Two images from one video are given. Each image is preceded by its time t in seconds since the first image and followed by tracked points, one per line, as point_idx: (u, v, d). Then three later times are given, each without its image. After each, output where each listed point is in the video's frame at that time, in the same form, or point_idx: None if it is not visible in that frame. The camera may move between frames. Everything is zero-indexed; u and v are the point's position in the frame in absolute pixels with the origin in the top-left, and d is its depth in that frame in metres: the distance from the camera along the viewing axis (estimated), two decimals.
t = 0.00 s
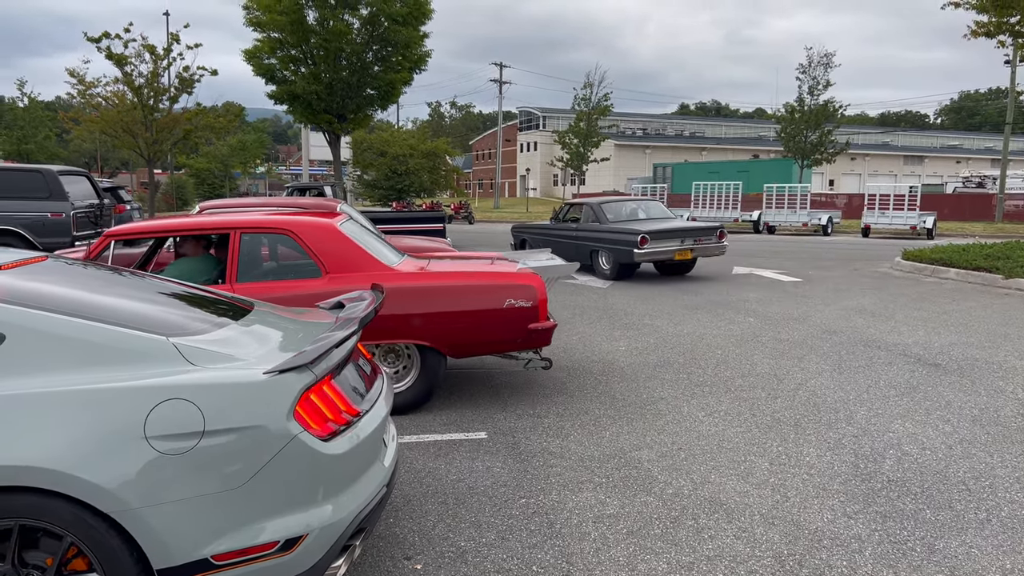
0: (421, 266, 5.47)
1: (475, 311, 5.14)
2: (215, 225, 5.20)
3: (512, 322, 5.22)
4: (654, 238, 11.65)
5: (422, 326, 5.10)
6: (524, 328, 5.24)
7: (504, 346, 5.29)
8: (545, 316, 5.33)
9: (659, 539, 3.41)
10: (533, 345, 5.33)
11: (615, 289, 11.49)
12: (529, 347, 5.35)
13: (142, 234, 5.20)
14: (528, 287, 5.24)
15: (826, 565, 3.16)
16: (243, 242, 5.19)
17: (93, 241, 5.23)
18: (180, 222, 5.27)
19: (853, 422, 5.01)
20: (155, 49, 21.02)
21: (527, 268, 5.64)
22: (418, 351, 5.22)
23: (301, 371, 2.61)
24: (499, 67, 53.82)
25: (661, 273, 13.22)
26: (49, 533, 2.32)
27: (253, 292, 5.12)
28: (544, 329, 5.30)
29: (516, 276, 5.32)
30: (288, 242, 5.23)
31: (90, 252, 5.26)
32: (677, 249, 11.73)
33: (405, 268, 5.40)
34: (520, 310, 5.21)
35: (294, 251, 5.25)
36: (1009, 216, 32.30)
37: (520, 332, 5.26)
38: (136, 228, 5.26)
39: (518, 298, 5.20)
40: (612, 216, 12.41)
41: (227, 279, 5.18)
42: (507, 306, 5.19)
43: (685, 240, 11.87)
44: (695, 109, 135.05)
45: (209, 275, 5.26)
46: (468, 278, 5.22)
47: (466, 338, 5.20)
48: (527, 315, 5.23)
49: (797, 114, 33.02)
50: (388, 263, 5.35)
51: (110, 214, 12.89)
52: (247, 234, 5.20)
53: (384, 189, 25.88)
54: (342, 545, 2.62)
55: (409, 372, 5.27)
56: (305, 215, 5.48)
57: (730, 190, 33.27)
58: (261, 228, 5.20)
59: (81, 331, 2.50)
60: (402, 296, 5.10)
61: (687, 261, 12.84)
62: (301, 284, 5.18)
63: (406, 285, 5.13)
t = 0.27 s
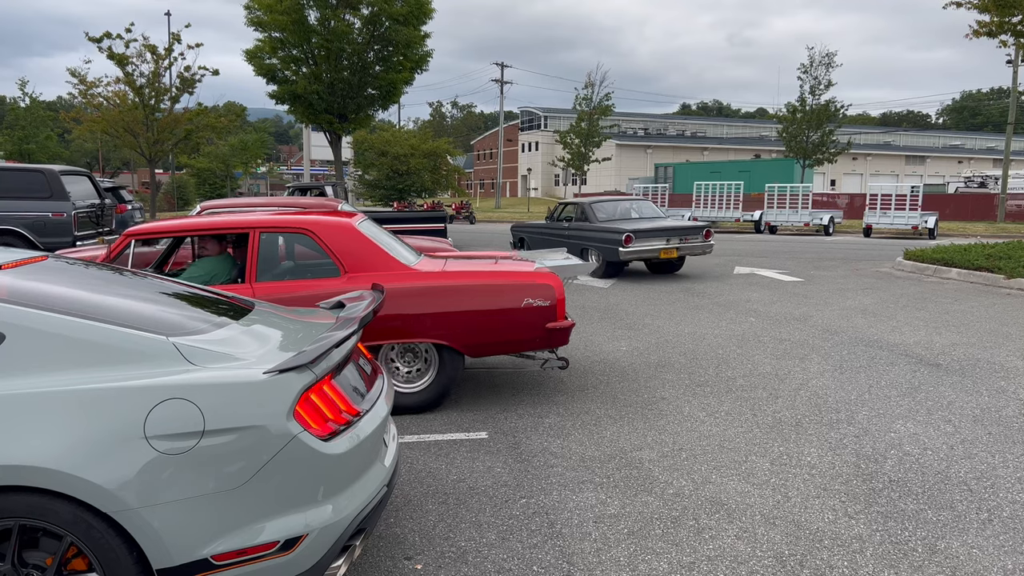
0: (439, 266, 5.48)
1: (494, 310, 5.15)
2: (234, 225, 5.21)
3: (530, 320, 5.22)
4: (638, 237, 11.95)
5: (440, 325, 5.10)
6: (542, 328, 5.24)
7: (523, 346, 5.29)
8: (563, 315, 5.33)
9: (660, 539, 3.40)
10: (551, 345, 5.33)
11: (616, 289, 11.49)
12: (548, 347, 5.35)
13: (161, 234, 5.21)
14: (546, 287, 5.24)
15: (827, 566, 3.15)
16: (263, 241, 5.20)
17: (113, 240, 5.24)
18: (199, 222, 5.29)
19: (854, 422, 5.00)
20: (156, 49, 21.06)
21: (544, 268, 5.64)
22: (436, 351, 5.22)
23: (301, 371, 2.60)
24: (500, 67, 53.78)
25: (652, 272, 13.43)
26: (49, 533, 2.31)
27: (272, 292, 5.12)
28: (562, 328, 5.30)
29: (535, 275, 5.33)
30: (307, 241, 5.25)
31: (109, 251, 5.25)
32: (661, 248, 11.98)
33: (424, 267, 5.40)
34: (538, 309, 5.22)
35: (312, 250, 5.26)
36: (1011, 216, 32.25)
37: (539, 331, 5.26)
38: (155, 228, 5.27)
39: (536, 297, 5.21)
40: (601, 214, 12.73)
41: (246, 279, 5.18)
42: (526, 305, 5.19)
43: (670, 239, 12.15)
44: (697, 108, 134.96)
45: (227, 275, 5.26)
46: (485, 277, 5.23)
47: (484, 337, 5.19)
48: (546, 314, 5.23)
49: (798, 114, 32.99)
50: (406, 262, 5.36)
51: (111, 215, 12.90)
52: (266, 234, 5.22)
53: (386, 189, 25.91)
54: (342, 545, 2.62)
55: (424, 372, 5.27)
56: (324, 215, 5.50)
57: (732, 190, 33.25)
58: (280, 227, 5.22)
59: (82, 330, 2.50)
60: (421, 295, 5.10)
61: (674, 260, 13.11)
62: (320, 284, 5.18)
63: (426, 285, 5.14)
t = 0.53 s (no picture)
0: (457, 267, 5.48)
1: (513, 310, 5.13)
2: (255, 225, 5.22)
3: (549, 321, 5.20)
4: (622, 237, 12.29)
5: (459, 325, 5.08)
6: (561, 328, 5.23)
7: (542, 346, 5.27)
8: (582, 316, 5.31)
9: (658, 540, 3.40)
10: (570, 345, 5.31)
11: (615, 289, 11.50)
12: (566, 348, 5.33)
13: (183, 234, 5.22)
14: (565, 287, 5.23)
15: (825, 567, 3.15)
16: (283, 241, 5.22)
17: (135, 240, 5.24)
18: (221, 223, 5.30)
19: (852, 423, 5.00)
20: (155, 50, 21.07)
21: (562, 269, 5.64)
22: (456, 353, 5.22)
23: (299, 373, 2.60)
24: (499, 68, 53.73)
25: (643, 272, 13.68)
26: (45, 534, 2.31)
27: (292, 291, 5.11)
28: (581, 329, 5.29)
29: (553, 275, 5.32)
30: (327, 242, 5.26)
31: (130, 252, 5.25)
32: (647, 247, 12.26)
33: (442, 268, 5.40)
34: (557, 309, 5.20)
35: (332, 251, 5.27)
36: (1010, 216, 32.24)
37: (557, 331, 5.24)
38: (177, 228, 5.28)
39: (555, 297, 5.20)
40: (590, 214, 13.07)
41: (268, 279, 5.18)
42: (545, 306, 5.18)
43: (653, 238, 12.45)
44: (695, 110, 134.97)
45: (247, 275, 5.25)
46: (504, 277, 5.23)
47: (504, 337, 5.17)
48: (565, 315, 5.22)
49: (797, 115, 32.99)
50: (425, 263, 5.36)
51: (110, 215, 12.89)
52: (287, 234, 5.24)
53: (385, 190, 25.91)
54: (340, 546, 2.62)
55: (443, 373, 5.28)
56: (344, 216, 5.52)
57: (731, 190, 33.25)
58: (301, 228, 5.24)
59: (79, 331, 2.50)
60: (440, 295, 5.09)
61: (660, 259, 13.39)
62: (340, 284, 5.18)
63: (444, 285, 5.14)
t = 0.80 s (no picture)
0: (478, 267, 5.48)
1: (536, 309, 5.13)
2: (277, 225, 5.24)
3: (570, 320, 5.21)
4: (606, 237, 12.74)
5: (482, 324, 5.07)
6: (582, 327, 5.24)
7: (563, 345, 5.28)
8: (602, 314, 5.32)
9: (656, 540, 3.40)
10: (590, 345, 5.32)
11: (612, 289, 11.51)
12: (587, 347, 5.34)
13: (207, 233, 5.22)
14: (586, 286, 5.24)
15: (823, 567, 3.15)
16: (305, 241, 5.23)
17: (158, 240, 5.22)
18: (243, 223, 5.31)
19: (850, 423, 5.00)
20: (153, 49, 21.03)
21: (581, 268, 5.65)
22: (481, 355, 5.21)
23: (296, 372, 2.60)
24: (497, 67, 53.63)
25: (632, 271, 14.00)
26: (41, 535, 2.30)
27: (314, 291, 5.12)
28: (603, 328, 5.29)
29: (574, 274, 5.33)
30: (349, 241, 5.27)
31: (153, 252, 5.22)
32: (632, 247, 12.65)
33: (463, 267, 5.40)
34: (579, 308, 5.21)
35: (354, 250, 5.28)
36: (1008, 216, 32.29)
37: (578, 330, 5.25)
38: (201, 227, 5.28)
39: (576, 296, 5.20)
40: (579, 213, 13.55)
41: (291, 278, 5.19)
42: (566, 305, 5.18)
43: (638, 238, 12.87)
44: (693, 110, 135.06)
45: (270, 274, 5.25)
46: (526, 276, 5.23)
47: (525, 336, 5.17)
48: (586, 314, 5.22)
49: (796, 115, 33.02)
50: (447, 262, 5.36)
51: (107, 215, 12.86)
52: (309, 233, 5.25)
53: (383, 190, 25.87)
54: (338, 546, 2.61)
55: (463, 375, 5.27)
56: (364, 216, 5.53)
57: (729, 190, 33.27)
58: (323, 227, 5.26)
59: (76, 331, 2.49)
60: (463, 294, 5.08)
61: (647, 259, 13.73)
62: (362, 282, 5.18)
63: (467, 284, 5.12)
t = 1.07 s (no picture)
0: (500, 267, 5.48)
1: (559, 309, 5.14)
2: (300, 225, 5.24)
3: (592, 319, 5.21)
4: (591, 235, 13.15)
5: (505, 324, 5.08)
6: (604, 327, 5.23)
7: (586, 345, 5.27)
8: (624, 314, 5.32)
9: (653, 540, 3.41)
10: (612, 345, 5.32)
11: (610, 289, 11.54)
12: (609, 346, 5.33)
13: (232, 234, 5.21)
14: (608, 287, 5.24)
15: (819, 566, 3.16)
16: (329, 241, 5.23)
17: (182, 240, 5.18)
18: (267, 223, 5.30)
19: (847, 423, 5.01)
20: (150, 50, 21.01)
21: (601, 268, 5.64)
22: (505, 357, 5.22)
23: (293, 373, 2.60)
24: (494, 67, 53.59)
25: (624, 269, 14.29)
26: (38, 535, 2.30)
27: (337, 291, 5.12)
28: (625, 328, 5.29)
29: (596, 274, 5.33)
30: (372, 241, 5.28)
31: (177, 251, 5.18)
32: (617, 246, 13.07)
33: (485, 267, 5.40)
34: (601, 308, 5.21)
35: (377, 250, 5.28)
36: (1005, 217, 32.35)
37: (601, 330, 5.25)
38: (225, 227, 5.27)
39: (598, 296, 5.20)
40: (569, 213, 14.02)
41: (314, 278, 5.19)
42: (589, 305, 5.19)
43: (624, 237, 13.29)
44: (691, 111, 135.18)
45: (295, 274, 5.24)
46: (549, 276, 5.23)
47: (548, 336, 5.18)
48: (608, 314, 5.22)
49: (793, 115, 33.06)
50: (469, 262, 5.37)
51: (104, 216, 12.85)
52: (333, 234, 5.25)
53: (381, 190, 25.88)
54: (335, 547, 2.61)
55: (483, 375, 5.27)
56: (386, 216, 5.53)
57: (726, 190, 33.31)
58: (347, 227, 5.27)
59: (75, 332, 2.49)
60: (487, 294, 5.08)
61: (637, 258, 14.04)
62: (385, 282, 5.17)
63: (490, 284, 5.13)
